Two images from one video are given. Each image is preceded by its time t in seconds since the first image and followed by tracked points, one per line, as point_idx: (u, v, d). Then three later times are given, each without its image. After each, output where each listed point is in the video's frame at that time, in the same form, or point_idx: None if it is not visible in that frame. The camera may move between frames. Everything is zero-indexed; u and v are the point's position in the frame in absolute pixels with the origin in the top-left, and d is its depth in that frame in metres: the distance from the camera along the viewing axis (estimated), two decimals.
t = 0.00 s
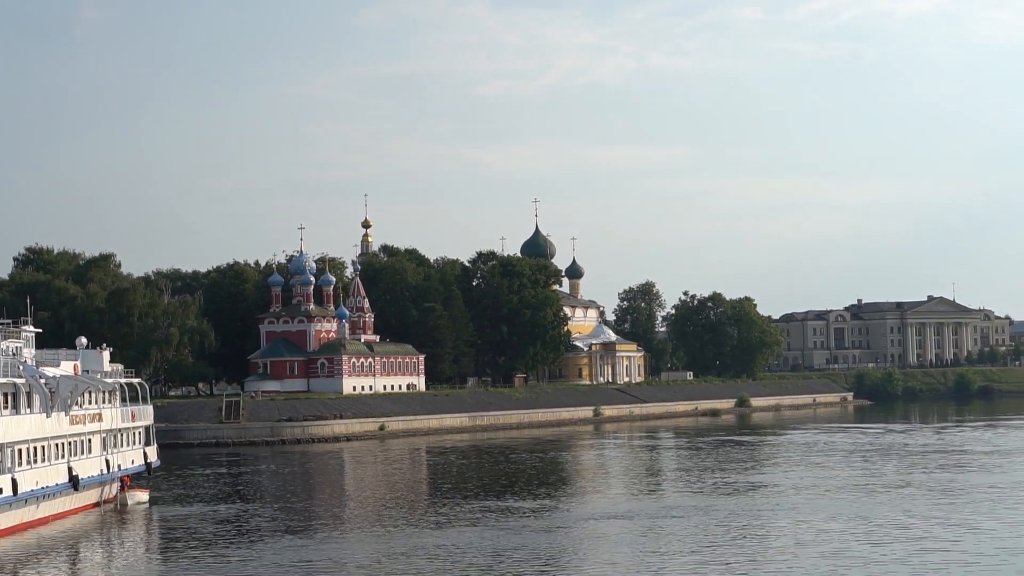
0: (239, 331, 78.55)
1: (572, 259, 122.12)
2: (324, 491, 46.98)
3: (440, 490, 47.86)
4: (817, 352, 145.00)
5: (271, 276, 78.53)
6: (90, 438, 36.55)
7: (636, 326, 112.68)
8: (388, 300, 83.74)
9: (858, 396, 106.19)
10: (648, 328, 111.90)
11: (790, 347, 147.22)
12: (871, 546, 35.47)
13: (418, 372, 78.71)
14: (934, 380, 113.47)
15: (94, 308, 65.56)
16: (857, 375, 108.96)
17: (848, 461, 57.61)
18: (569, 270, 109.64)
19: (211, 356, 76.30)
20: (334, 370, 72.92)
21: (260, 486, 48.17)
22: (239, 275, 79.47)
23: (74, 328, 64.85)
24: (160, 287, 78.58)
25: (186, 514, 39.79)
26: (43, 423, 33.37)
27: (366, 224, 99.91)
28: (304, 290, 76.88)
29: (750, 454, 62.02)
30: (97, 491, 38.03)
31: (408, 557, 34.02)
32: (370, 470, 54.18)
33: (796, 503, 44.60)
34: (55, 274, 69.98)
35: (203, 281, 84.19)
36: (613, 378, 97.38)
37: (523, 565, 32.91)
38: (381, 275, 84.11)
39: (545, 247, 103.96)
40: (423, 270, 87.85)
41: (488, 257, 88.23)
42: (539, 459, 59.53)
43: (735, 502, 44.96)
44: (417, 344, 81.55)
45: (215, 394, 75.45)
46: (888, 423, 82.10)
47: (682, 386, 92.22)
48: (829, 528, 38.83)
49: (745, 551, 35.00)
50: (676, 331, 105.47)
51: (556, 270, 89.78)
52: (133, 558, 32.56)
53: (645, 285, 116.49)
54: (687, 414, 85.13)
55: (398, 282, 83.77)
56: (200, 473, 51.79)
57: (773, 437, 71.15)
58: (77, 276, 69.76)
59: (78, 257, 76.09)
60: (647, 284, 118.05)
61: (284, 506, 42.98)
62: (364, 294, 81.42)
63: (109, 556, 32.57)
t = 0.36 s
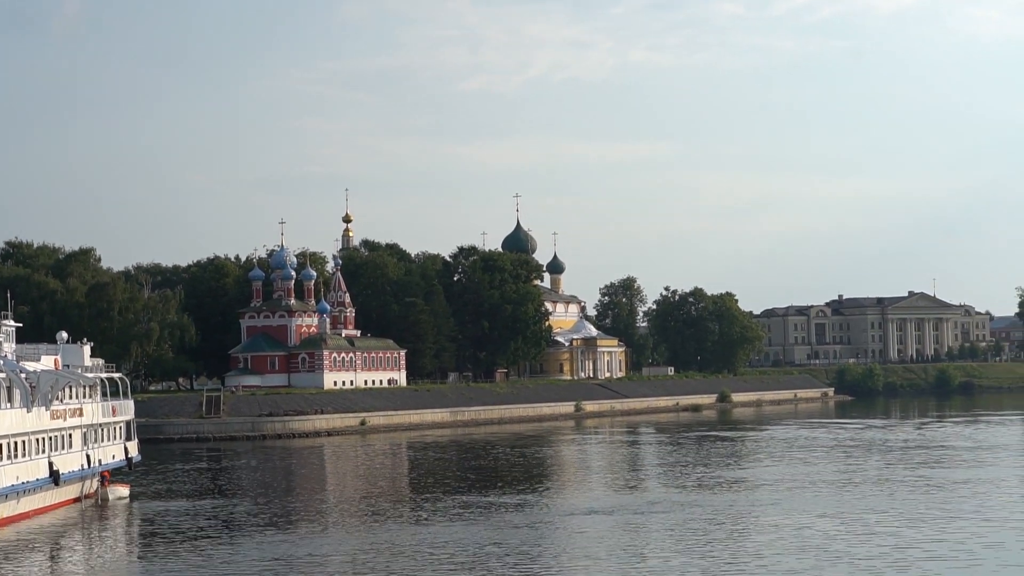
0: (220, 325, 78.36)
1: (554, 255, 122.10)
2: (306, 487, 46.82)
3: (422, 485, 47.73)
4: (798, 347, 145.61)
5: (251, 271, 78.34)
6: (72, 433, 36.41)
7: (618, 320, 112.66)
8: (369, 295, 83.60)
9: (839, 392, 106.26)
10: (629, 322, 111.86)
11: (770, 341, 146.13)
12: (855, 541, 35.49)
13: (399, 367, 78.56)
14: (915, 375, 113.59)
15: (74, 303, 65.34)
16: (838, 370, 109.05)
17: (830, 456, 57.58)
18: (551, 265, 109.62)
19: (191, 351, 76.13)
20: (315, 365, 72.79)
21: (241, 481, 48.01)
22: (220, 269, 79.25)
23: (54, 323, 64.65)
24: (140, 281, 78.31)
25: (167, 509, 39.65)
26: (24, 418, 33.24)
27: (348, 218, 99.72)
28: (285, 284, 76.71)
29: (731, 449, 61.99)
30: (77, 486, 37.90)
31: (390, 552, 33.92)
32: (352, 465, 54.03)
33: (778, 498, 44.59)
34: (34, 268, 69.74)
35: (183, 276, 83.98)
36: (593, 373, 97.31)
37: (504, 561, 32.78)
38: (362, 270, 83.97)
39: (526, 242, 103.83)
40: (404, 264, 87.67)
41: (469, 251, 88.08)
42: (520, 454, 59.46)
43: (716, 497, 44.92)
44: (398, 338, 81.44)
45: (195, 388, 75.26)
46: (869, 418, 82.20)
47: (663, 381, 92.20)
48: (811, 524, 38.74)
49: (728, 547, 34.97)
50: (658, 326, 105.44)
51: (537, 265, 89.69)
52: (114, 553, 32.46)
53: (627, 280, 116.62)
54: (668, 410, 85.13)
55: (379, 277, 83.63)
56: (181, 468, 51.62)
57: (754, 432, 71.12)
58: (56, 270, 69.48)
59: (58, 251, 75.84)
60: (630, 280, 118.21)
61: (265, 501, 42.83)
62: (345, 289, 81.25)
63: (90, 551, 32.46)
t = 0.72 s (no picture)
0: (201, 322, 78.20)
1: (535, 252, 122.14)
2: (288, 484, 46.77)
3: (403, 482, 47.63)
4: (780, 343, 145.70)
5: (233, 268, 78.19)
6: (54, 430, 36.32)
7: (599, 317, 112.75)
8: (351, 292, 83.49)
9: (820, 388, 106.37)
10: (610, 319, 111.95)
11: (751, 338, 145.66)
12: (837, 537, 35.55)
13: (381, 364, 78.53)
14: (896, 372, 113.77)
15: (55, 300, 65.20)
16: (819, 367, 109.14)
17: (812, 453, 57.62)
18: (533, 262, 109.61)
19: (173, 348, 76.00)
20: (297, 362, 72.71)
21: (222, 478, 47.87)
22: (201, 266, 79.08)
23: (35, 319, 64.53)
24: (121, 278, 78.13)
25: (149, 507, 39.55)
26: (7, 415, 33.18)
27: (330, 215, 99.61)
28: (267, 281, 76.57)
29: (714, 446, 62.07)
30: (59, 483, 37.83)
31: (373, 549, 33.87)
32: (334, 462, 53.96)
33: (760, 495, 44.60)
34: (16, 264, 69.56)
35: (164, 273, 83.83)
36: (575, 370, 97.36)
37: (486, 558, 32.80)
38: (344, 267, 83.85)
39: (508, 239, 103.81)
40: (386, 261, 87.54)
41: (451, 249, 87.95)
42: (502, 451, 59.40)
43: (698, 494, 44.89)
44: (380, 335, 81.36)
45: (177, 385, 75.12)
46: (850, 415, 82.34)
47: (645, 378, 92.23)
48: (792, 520, 38.78)
49: (710, 543, 34.98)
50: (639, 323, 105.46)
51: (519, 262, 89.59)
52: (96, 550, 32.41)
53: (609, 277, 116.84)
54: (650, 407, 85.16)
55: (361, 274, 83.53)
56: (161, 465, 51.47)
57: (735, 430, 71.17)
58: (37, 266, 69.34)
59: (39, 247, 75.64)
60: (611, 277, 118.41)
61: (246, 498, 42.72)
62: (326, 286, 81.14)
63: (72, 548, 32.40)
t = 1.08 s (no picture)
0: (181, 319, 78.03)
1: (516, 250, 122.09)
2: (268, 482, 46.72)
3: (383, 481, 47.55)
4: (760, 341, 145.54)
5: (213, 266, 78.05)
6: (33, 428, 36.19)
7: (580, 316, 112.80)
8: (331, 291, 83.36)
9: (800, 387, 106.52)
10: (591, 318, 112.01)
11: (731, 337, 145.72)
12: (818, 535, 35.58)
13: (362, 363, 78.46)
14: (876, 370, 114.00)
15: (34, 297, 65.00)
16: (799, 365, 109.26)
17: (794, 451, 57.73)
18: (514, 260, 109.58)
19: (152, 345, 75.83)
20: (278, 360, 72.63)
21: (201, 476, 47.80)
22: (181, 263, 78.89)
23: (15, 317, 64.36)
24: (101, 275, 77.91)
25: (128, 505, 39.49)
26: None
27: (310, 212, 99.52)
28: (247, 279, 76.43)
29: (694, 444, 62.13)
30: (37, 481, 37.71)
31: (351, 547, 33.79)
32: (313, 460, 53.91)
33: (741, 493, 44.67)
34: None
35: (145, 270, 83.64)
36: (555, 369, 97.38)
37: (466, 556, 32.74)
38: (325, 265, 83.74)
39: (489, 237, 103.79)
40: (366, 259, 87.42)
41: (432, 246, 87.80)
42: (482, 450, 59.38)
43: (677, 492, 44.91)
44: (360, 333, 81.29)
45: (156, 383, 74.94)
46: (830, 413, 82.47)
47: (625, 376, 92.28)
48: (773, 518, 38.81)
49: (690, 541, 34.97)
50: (620, 322, 105.45)
51: (500, 260, 89.48)
52: (75, 548, 32.34)
53: (590, 275, 116.97)
54: (631, 405, 85.26)
55: (341, 272, 83.40)
56: (141, 463, 51.39)
57: (714, 428, 71.26)
58: (17, 264, 69.15)
59: (18, 244, 75.43)
60: (591, 275, 118.53)
61: (225, 496, 42.67)
62: (306, 283, 81.02)
63: (50, 547, 32.32)
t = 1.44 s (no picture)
0: (166, 323, 77.98)
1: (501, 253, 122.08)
2: (254, 485, 46.73)
3: (369, 484, 47.56)
4: (745, 346, 145.50)
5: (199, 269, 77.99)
6: (20, 431, 36.16)
7: (565, 319, 112.83)
8: (317, 294, 83.31)
9: (785, 391, 106.64)
10: (576, 321, 112.06)
11: (717, 341, 145.70)
12: (803, 539, 35.65)
13: (347, 366, 78.42)
14: (860, 374, 114.17)
15: (20, 300, 64.93)
16: (784, 369, 109.35)
17: (779, 455, 57.81)
18: (499, 264, 109.59)
19: (138, 349, 75.78)
20: (263, 363, 72.60)
21: (186, 479, 47.80)
22: (167, 266, 78.83)
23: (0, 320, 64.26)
24: (87, 278, 77.81)
25: (115, 508, 39.50)
26: None
27: (296, 215, 99.50)
28: (233, 282, 76.39)
29: (680, 448, 62.18)
30: (23, 483, 37.68)
31: (338, 550, 33.83)
32: (298, 464, 53.87)
33: (727, 496, 44.76)
34: None
35: (130, 273, 83.58)
36: (540, 372, 97.41)
37: (452, 560, 32.74)
38: (311, 268, 83.71)
39: (474, 241, 103.81)
40: (352, 262, 87.38)
41: (417, 250, 87.53)
42: (466, 453, 59.40)
43: (662, 496, 44.99)
44: (346, 337, 81.27)
45: (142, 386, 74.87)
46: (815, 417, 82.58)
47: (611, 380, 92.35)
48: (758, 521, 38.86)
49: (675, 545, 35.04)
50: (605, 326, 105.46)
51: (485, 264, 89.37)
52: (62, 551, 32.35)
53: (575, 279, 117.04)
54: (616, 409, 85.33)
55: (327, 275, 83.34)
56: (126, 466, 51.35)
57: (700, 432, 71.32)
58: (3, 266, 69.06)
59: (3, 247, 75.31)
60: (576, 279, 118.60)
61: (212, 499, 42.70)
62: (292, 286, 80.97)
63: (37, 550, 32.32)
